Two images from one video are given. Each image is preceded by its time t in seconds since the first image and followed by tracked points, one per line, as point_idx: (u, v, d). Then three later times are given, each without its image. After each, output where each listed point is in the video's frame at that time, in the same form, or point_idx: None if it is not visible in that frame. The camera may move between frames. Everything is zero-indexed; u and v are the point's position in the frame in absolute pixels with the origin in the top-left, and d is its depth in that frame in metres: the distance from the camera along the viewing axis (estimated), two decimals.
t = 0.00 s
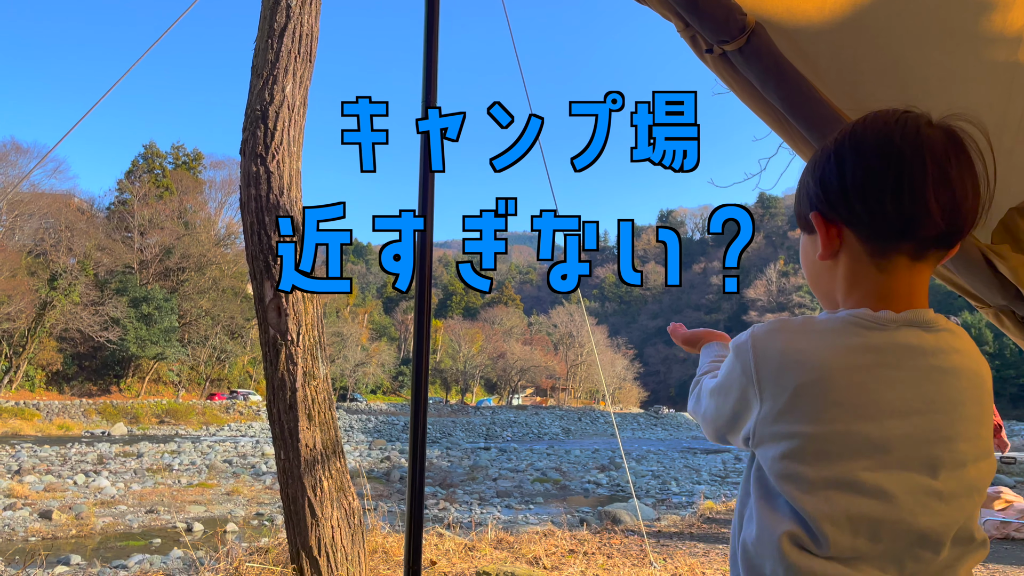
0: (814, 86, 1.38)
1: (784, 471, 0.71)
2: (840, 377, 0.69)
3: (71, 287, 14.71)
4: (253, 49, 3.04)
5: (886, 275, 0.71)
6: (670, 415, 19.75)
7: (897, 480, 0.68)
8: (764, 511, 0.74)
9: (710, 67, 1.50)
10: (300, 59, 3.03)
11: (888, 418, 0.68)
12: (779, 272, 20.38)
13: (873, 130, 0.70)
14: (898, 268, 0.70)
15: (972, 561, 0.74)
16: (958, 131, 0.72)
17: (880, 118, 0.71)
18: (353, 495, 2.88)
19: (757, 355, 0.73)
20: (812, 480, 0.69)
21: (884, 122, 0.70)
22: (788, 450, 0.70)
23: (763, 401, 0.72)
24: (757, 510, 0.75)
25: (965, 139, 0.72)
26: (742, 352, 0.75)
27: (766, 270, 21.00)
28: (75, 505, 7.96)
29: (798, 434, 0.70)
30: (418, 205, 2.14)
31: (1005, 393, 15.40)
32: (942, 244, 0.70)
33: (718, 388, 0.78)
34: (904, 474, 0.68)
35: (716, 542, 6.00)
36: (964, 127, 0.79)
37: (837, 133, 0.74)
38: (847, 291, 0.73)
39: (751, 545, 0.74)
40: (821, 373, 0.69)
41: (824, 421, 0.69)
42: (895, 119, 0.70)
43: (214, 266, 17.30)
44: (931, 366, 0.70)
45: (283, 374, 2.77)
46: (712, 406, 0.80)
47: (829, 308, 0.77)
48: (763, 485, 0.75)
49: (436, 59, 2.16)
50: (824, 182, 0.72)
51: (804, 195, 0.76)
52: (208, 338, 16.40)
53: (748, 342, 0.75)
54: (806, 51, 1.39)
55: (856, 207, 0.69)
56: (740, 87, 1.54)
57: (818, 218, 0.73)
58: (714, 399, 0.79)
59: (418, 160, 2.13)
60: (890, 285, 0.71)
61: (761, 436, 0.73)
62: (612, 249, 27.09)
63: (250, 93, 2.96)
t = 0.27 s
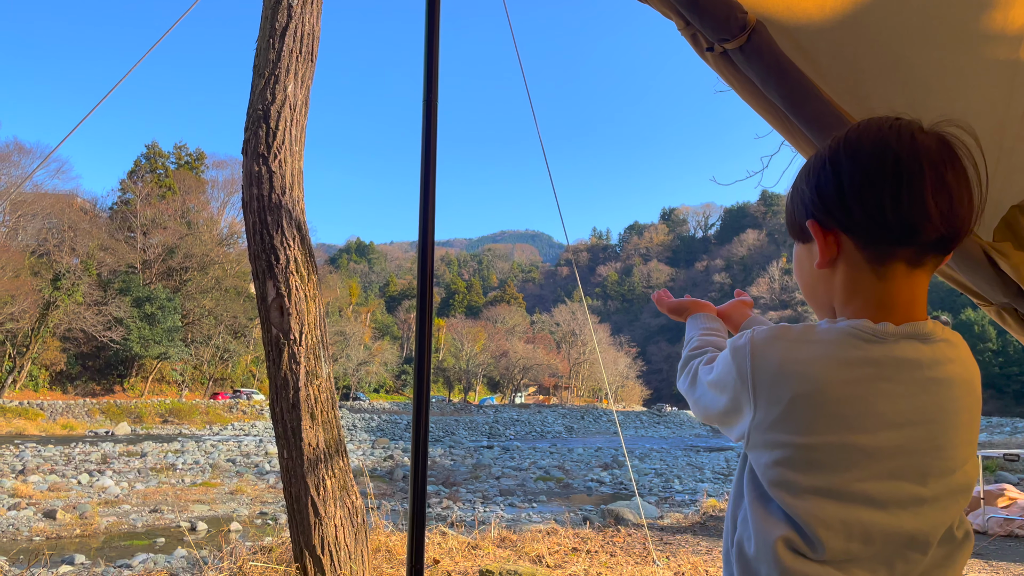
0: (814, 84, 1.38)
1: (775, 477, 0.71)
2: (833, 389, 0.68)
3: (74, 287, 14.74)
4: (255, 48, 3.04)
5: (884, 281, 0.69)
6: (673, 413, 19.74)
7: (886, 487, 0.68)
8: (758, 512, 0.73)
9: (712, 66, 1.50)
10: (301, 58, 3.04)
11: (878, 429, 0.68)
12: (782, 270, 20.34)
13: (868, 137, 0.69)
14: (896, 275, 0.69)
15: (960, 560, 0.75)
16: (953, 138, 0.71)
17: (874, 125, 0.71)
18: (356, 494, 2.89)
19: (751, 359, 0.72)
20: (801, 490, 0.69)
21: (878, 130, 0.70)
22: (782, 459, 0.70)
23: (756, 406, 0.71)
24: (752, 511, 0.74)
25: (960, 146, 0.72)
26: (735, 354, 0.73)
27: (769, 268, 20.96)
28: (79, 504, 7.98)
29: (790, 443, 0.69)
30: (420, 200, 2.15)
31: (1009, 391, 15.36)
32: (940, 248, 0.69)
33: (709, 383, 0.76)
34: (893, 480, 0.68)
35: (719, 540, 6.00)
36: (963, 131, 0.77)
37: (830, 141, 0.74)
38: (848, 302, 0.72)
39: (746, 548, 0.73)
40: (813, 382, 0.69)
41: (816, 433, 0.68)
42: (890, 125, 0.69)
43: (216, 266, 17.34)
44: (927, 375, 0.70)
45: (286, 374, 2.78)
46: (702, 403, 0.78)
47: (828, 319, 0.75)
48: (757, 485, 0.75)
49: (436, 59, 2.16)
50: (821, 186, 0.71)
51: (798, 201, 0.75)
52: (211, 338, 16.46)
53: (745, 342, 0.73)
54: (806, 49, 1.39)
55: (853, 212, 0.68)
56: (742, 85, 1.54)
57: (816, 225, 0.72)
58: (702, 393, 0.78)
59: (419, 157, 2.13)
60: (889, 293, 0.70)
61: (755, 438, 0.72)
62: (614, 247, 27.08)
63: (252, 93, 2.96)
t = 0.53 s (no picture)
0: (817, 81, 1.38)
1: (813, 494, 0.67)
2: (859, 384, 0.67)
3: (77, 288, 14.78)
4: (257, 48, 3.04)
5: (888, 274, 0.70)
6: (676, 412, 19.72)
7: (926, 481, 0.66)
8: (797, 537, 0.69)
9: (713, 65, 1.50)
10: (304, 58, 3.04)
11: (908, 421, 0.67)
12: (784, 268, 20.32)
13: (872, 129, 0.69)
14: (899, 266, 0.69)
15: (1000, 558, 0.72)
16: (959, 132, 0.71)
17: (879, 118, 0.71)
18: (359, 493, 2.89)
19: (775, 371, 0.69)
20: (848, 494, 0.65)
21: (884, 121, 0.70)
22: (819, 468, 0.66)
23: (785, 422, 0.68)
24: (788, 537, 0.70)
25: (968, 140, 0.72)
26: (754, 372, 0.70)
27: (771, 266, 20.93)
28: (83, 504, 8.02)
29: (827, 448, 0.66)
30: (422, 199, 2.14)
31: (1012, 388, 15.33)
32: (941, 243, 0.69)
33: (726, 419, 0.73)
34: (931, 475, 0.66)
35: (722, 538, 5.99)
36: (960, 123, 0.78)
37: (836, 135, 0.74)
38: (847, 290, 0.72)
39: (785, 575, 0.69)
40: (843, 381, 0.67)
41: (845, 434, 0.66)
42: (893, 117, 0.69)
43: (219, 266, 17.39)
44: (940, 366, 0.70)
45: (289, 373, 2.78)
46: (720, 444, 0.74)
47: (831, 312, 0.76)
48: (790, 507, 0.70)
49: (437, 59, 2.16)
50: (825, 182, 0.72)
51: (804, 195, 0.76)
52: (214, 338, 16.51)
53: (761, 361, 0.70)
54: (809, 46, 1.38)
55: (856, 205, 0.69)
56: (743, 83, 1.54)
57: (818, 214, 0.73)
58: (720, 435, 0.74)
59: (420, 156, 2.14)
60: (893, 285, 0.70)
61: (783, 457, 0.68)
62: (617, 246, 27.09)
63: (254, 93, 2.96)
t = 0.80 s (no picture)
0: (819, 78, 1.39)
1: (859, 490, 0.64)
2: (899, 369, 0.64)
3: (80, 288, 14.78)
4: (258, 48, 3.04)
5: (911, 260, 0.68)
6: (679, 411, 19.71)
7: (971, 469, 0.64)
8: (841, 543, 0.66)
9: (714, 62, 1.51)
10: (304, 57, 3.04)
11: (948, 407, 0.64)
12: (786, 266, 20.29)
13: (888, 119, 0.67)
14: (923, 253, 0.67)
15: None
16: (979, 118, 0.69)
17: (897, 104, 0.69)
18: (361, 492, 2.90)
19: (811, 365, 0.66)
20: (901, 483, 0.61)
21: (905, 107, 0.68)
22: (862, 459, 0.63)
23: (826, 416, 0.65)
24: (833, 545, 0.67)
25: (989, 126, 0.70)
26: (786, 370, 0.68)
27: (774, 265, 20.90)
28: (86, 505, 8.03)
29: (871, 442, 0.62)
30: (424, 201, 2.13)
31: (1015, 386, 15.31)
32: (965, 230, 0.67)
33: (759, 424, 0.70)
34: (979, 463, 0.64)
35: (726, 536, 5.99)
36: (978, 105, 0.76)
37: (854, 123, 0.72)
38: (871, 278, 0.70)
39: None
40: (883, 367, 0.64)
41: (881, 426, 0.63)
42: (911, 104, 0.67)
43: (221, 266, 17.43)
44: (978, 352, 0.67)
45: (291, 373, 2.78)
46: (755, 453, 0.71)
47: (855, 301, 0.74)
48: (834, 515, 0.67)
49: (437, 58, 2.15)
50: (842, 172, 0.70)
51: (822, 184, 0.74)
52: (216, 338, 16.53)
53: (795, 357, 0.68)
54: (811, 46, 1.40)
55: (875, 193, 0.67)
56: (744, 81, 1.54)
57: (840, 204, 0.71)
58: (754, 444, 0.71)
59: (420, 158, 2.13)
60: (919, 271, 0.68)
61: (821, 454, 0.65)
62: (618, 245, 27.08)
63: (255, 93, 2.96)
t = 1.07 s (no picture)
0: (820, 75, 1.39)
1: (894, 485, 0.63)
2: (932, 366, 0.63)
3: (82, 289, 14.75)
4: (258, 49, 3.04)
5: (926, 257, 0.67)
6: (680, 410, 19.71)
7: (993, 470, 0.64)
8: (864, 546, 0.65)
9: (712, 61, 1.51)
10: (304, 57, 3.04)
11: (970, 402, 0.64)
12: (788, 265, 20.28)
13: (901, 110, 0.67)
14: (936, 250, 0.66)
15: None
16: (994, 114, 0.68)
17: (908, 98, 0.68)
18: (362, 492, 2.90)
19: (849, 358, 0.64)
20: (933, 479, 0.60)
21: (917, 100, 0.67)
22: (889, 461, 0.61)
23: (864, 413, 0.62)
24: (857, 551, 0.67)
25: (1002, 120, 0.69)
26: (816, 368, 0.65)
27: (775, 264, 20.88)
28: (89, 506, 8.03)
29: (902, 438, 0.61)
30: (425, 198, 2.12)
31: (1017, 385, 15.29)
32: (979, 225, 0.66)
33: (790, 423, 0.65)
34: (996, 459, 0.64)
35: (728, 536, 5.99)
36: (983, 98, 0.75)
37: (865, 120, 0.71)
38: (888, 273, 0.69)
39: None
40: (914, 362, 0.63)
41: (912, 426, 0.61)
42: (921, 99, 0.67)
43: (223, 267, 17.47)
44: (1003, 348, 0.67)
45: (292, 373, 2.78)
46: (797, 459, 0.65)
47: (868, 300, 0.73)
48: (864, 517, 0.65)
49: (437, 54, 2.12)
50: (852, 169, 0.69)
51: (831, 181, 0.72)
52: (218, 338, 16.56)
53: (828, 356, 0.65)
54: (812, 45, 1.42)
55: (888, 188, 0.66)
56: (745, 80, 1.54)
57: (857, 196, 0.69)
58: (793, 449, 0.65)
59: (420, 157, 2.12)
60: (932, 268, 0.67)
61: (862, 451, 0.63)
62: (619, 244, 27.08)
63: (256, 94, 2.96)
